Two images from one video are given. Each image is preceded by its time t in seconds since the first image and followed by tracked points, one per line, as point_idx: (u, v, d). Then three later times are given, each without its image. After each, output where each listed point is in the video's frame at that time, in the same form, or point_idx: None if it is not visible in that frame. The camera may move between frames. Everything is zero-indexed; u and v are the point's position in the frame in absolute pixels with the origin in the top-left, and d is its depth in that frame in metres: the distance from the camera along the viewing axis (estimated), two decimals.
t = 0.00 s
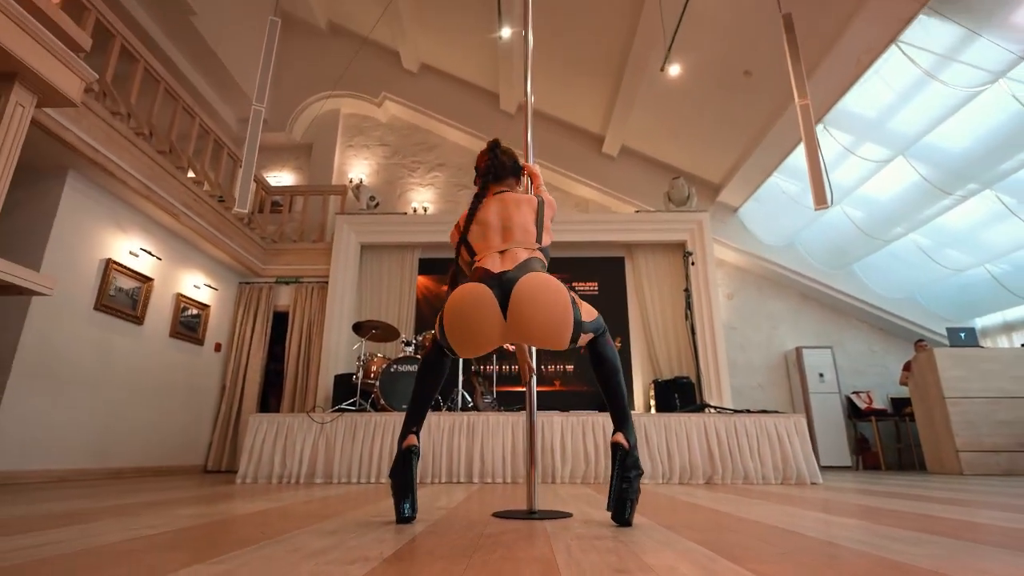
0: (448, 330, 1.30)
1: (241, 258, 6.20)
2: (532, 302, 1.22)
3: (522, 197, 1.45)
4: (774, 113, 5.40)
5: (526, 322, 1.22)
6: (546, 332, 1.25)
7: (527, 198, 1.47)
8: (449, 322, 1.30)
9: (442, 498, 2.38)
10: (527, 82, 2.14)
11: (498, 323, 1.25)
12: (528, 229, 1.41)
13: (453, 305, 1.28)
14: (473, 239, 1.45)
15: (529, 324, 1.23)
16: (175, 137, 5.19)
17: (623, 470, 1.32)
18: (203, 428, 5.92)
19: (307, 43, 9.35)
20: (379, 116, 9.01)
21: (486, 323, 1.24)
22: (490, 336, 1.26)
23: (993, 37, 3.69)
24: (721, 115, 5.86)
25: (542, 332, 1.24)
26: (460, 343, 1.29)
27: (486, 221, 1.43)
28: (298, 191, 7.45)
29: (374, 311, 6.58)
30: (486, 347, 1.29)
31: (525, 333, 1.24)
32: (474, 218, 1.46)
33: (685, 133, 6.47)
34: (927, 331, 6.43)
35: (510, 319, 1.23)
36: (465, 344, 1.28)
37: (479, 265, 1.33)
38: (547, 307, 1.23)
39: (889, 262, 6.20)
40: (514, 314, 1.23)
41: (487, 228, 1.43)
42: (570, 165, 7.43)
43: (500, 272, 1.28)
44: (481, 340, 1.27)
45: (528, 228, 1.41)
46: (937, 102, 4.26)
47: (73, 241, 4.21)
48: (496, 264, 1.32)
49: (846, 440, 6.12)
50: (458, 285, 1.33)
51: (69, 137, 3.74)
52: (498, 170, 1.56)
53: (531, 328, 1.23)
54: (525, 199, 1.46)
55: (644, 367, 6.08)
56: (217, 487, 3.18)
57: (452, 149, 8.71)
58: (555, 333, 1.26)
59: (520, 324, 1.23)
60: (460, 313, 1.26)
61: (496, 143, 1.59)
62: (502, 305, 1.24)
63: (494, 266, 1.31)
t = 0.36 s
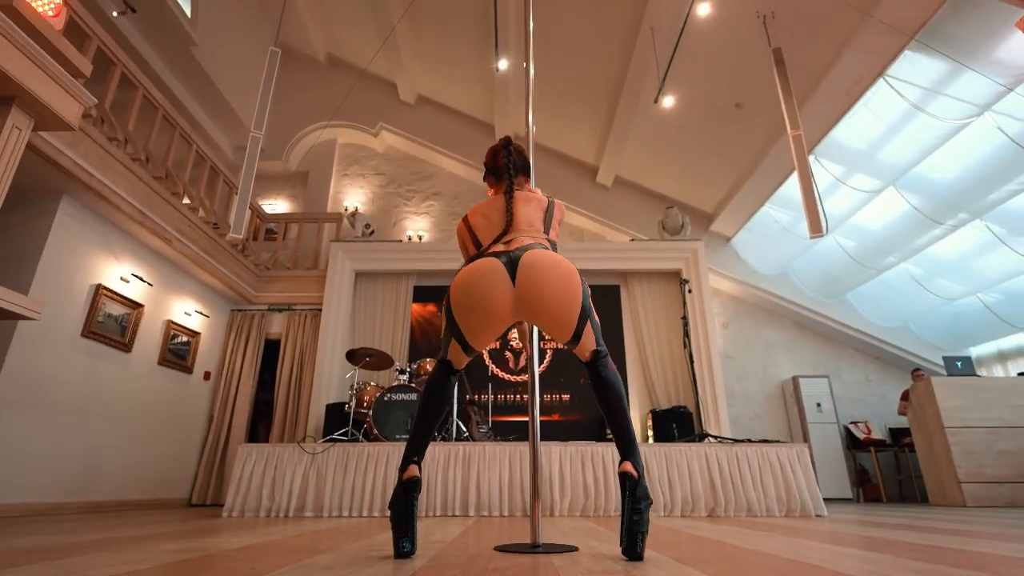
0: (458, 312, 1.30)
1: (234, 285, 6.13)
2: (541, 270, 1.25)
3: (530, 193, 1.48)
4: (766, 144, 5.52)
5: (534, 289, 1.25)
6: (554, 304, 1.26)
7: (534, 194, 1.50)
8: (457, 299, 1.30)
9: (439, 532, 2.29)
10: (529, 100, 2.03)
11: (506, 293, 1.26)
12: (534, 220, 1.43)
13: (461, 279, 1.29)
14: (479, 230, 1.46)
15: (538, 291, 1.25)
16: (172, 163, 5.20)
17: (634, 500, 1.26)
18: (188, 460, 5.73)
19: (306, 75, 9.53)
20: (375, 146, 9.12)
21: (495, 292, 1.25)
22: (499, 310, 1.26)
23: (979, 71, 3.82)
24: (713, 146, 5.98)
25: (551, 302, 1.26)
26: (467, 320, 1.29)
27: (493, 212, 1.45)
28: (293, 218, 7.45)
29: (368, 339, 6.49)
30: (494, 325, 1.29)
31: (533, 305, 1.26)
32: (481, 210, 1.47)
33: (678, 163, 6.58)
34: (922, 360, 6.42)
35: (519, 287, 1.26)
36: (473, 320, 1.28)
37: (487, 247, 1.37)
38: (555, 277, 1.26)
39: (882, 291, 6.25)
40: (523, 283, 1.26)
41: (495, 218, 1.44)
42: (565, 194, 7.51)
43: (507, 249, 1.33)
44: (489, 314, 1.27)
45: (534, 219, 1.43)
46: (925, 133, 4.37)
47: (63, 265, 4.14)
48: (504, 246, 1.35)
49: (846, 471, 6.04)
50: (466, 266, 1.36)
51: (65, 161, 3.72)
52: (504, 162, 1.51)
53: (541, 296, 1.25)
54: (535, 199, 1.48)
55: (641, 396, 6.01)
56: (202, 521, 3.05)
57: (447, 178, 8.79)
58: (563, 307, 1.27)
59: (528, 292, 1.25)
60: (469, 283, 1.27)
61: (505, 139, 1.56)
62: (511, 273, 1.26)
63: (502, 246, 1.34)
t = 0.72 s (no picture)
0: (463, 269, 1.32)
1: (224, 291, 6.06)
2: (543, 229, 1.32)
3: (539, 174, 1.51)
4: (758, 156, 5.59)
5: (537, 245, 1.30)
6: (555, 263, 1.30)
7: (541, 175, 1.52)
8: (461, 260, 1.33)
9: (432, 540, 2.24)
10: (527, 104, 1.99)
11: (510, 250, 1.30)
12: (539, 198, 1.45)
13: (466, 240, 1.34)
14: (484, 207, 1.50)
15: (540, 249, 1.30)
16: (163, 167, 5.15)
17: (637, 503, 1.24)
18: (173, 470, 5.60)
19: (301, 83, 9.55)
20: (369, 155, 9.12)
21: (500, 248, 1.29)
22: (503, 266, 1.29)
23: (966, 85, 3.90)
24: (706, 158, 6.04)
25: (553, 260, 1.29)
26: (471, 280, 1.30)
27: (498, 189, 1.50)
28: (285, 225, 7.40)
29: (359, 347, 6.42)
30: (498, 285, 1.30)
31: (536, 263, 1.29)
32: (486, 187, 1.52)
33: (671, 174, 6.64)
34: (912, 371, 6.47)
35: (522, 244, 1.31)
36: (477, 278, 1.29)
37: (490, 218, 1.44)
38: (557, 237, 1.32)
39: (872, 303, 6.30)
40: (526, 242, 1.31)
41: (499, 195, 1.49)
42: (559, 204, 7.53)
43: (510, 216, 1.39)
44: (494, 270, 1.29)
45: (539, 198, 1.45)
46: (914, 146, 4.45)
47: (49, 269, 4.06)
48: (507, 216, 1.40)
49: (838, 483, 6.04)
50: (470, 234, 1.41)
51: (54, 163, 3.67)
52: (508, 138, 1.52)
53: (543, 254, 1.30)
54: (541, 181, 1.50)
55: (634, 407, 5.98)
56: (187, 530, 2.97)
57: (441, 188, 8.81)
58: (565, 267, 1.30)
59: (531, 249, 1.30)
60: (474, 241, 1.32)
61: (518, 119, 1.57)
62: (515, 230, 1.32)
63: (506, 214, 1.41)
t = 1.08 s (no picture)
0: (464, 238, 1.31)
1: (210, 287, 5.96)
2: (544, 202, 1.33)
3: (538, 157, 1.50)
4: (748, 159, 5.63)
5: (537, 215, 1.31)
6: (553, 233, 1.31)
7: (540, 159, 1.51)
8: (462, 230, 1.33)
9: (419, 540, 2.21)
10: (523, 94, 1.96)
11: (510, 220, 1.31)
12: (537, 182, 1.45)
13: (467, 211, 1.34)
14: (483, 185, 1.48)
15: (541, 218, 1.31)
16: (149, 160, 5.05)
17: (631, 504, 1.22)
18: (155, 469, 5.49)
19: (291, 79, 9.45)
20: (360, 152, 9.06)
21: (501, 217, 1.30)
22: (503, 234, 1.29)
23: (952, 92, 3.96)
24: (697, 161, 6.08)
25: (552, 230, 1.30)
26: (471, 249, 1.29)
27: (497, 169, 1.48)
28: (273, 222, 7.31)
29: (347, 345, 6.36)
30: (499, 250, 1.29)
31: (537, 230, 1.30)
32: (486, 166, 1.49)
33: (662, 177, 6.67)
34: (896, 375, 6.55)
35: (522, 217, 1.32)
36: (476, 246, 1.28)
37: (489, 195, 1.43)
38: (557, 211, 1.33)
39: (858, 306, 6.37)
40: (526, 212, 1.32)
41: (498, 174, 1.47)
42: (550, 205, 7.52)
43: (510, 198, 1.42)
44: (495, 235, 1.29)
45: (538, 181, 1.45)
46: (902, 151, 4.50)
47: (28, 261, 3.95)
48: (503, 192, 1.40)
49: (823, 484, 6.10)
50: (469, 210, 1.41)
51: (36, 153, 3.58)
52: (511, 120, 1.51)
53: (545, 223, 1.31)
54: (540, 164, 1.49)
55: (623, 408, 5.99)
56: (169, 530, 2.90)
57: (432, 187, 8.78)
58: (563, 240, 1.31)
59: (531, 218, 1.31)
60: (475, 212, 1.33)
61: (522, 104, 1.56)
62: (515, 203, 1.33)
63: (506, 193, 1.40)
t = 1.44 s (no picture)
0: (465, 229, 1.29)
1: (199, 284, 5.88)
2: (544, 195, 1.32)
3: (539, 133, 1.48)
4: (742, 159, 5.65)
5: (536, 209, 1.29)
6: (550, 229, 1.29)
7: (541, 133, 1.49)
8: (463, 221, 1.31)
9: (412, 540, 2.18)
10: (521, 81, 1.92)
11: (508, 214, 1.29)
12: (536, 159, 1.44)
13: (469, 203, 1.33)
14: (483, 160, 1.46)
15: (540, 212, 1.29)
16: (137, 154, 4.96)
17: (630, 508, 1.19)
18: (142, 468, 5.40)
19: (283, 75, 9.36)
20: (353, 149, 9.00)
21: (499, 207, 1.29)
22: (502, 224, 1.28)
23: (944, 94, 3.99)
24: (691, 161, 6.09)
25: (551, 225, 1.29)
26: (472, 239, 1.27)
27: (498, 144, 1.45)
28: (264, 218, 7.22)
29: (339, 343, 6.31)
30: (497, 240, 1.27)
31: (534, 225, 1.29)
32: (486, 138, 1.47)
33: (656, 177, 6.68)
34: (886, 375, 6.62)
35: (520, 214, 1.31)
36: (477, 236, 1.27)
37: (490, 173, 1.42)
38: (556, 206, 1.32)
39: (849, 308, 6.42)
40: (523, 203, 1.31)
41: (499, 150, 1.44)
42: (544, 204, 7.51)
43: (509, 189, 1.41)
44: (494, 224, 1.27)
45: (537, 159, 1.43)
46: (894, 152, 4.53)
47: (13, 257, 3.87)
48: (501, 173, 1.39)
49: (814, 484, 6.14)
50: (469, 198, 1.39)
51: (21, 146, 3.50)
52: (514, 94, 1.49)
53: (542, 218, 1.29)
54: (540, 140, 1.47)
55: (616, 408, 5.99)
56: (157, 530, 2.85)
57: (425, 185, 8.73)
58: (562, 234, 1.29)
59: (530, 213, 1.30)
60: (474, 205, 1.31)
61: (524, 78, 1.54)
62: (514, 198, 1.32)
63: (506, 172, 1.39)
